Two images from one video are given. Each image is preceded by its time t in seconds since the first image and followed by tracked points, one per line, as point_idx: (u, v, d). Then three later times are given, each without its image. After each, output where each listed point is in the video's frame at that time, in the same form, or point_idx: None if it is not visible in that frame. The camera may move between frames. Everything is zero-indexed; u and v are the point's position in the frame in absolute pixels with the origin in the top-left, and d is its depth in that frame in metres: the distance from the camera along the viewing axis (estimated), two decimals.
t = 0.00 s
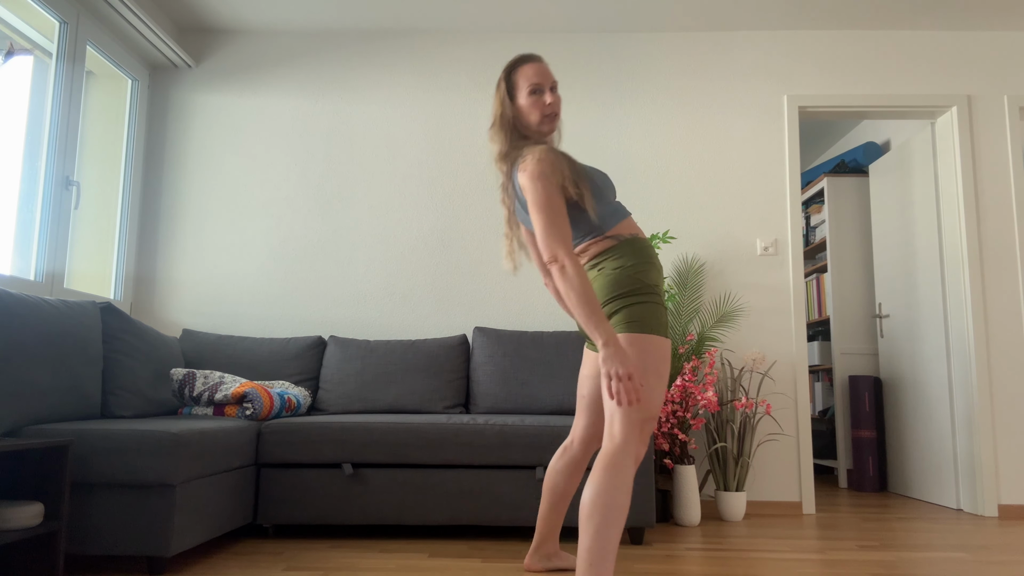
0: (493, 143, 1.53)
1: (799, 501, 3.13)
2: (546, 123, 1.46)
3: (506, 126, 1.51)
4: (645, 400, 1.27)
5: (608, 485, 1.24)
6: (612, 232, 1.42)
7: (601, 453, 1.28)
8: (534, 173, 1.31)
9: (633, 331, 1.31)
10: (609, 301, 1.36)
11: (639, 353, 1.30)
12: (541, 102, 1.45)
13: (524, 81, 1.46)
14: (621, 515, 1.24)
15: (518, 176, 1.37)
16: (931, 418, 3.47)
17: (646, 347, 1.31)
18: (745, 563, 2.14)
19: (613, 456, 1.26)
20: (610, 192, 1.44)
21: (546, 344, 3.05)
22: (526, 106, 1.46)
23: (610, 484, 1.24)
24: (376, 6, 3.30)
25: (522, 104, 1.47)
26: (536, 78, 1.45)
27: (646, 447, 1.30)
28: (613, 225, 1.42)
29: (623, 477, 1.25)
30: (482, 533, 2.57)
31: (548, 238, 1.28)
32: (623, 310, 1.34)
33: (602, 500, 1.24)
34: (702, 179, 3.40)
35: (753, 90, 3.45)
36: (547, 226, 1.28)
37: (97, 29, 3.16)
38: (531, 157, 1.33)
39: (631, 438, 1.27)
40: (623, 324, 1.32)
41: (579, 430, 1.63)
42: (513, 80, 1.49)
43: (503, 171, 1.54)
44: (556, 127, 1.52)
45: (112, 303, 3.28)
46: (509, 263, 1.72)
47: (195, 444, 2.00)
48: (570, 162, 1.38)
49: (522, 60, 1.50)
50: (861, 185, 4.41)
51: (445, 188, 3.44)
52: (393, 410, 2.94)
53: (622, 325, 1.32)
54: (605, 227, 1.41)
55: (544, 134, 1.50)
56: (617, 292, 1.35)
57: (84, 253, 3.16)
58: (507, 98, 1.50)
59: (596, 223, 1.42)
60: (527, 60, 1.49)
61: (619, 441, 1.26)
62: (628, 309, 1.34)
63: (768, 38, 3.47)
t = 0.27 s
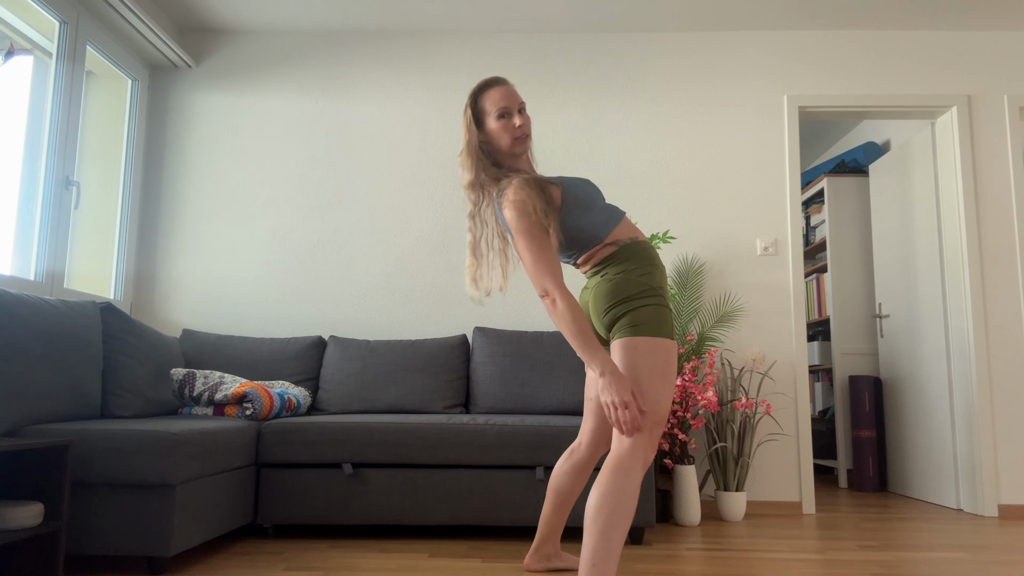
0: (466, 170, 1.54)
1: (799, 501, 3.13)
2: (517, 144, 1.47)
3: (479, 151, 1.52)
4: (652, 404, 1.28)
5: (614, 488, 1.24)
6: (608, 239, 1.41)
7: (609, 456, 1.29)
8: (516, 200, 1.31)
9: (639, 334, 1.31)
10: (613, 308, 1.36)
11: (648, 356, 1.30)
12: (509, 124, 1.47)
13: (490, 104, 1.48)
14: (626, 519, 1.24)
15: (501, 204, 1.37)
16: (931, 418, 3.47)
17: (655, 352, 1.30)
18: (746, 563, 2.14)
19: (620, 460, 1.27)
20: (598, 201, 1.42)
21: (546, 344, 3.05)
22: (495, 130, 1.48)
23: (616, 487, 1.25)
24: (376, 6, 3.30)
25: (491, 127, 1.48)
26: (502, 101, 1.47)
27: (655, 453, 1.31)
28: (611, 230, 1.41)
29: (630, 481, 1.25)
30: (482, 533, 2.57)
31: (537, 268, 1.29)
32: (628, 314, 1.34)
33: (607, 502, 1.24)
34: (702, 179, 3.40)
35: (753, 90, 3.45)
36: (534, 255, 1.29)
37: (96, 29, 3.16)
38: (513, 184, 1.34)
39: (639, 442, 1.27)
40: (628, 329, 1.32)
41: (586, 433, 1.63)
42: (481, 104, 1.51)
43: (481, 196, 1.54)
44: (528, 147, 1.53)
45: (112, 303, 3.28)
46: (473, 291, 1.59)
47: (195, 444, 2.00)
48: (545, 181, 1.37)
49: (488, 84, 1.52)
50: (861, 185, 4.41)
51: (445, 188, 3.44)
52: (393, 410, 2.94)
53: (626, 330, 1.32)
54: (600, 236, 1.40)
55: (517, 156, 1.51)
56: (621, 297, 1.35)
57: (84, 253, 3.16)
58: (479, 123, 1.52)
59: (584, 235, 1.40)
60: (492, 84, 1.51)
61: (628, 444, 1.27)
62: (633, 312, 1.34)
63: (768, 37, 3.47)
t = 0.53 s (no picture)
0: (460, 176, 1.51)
1: (799, 501, 3.13)
2: (512, 146, 1.46)
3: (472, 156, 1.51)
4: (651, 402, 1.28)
5: (613, 488, 1.24)
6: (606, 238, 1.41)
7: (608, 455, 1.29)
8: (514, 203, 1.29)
9: (638, 333, 1.32)
10: (613, 306, 1.36)
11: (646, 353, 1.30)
12: (504, 127, 1.45)
13: (483, 108, 1.46)
14: (625, 518, 1.24)
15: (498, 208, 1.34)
16: (931, 418, 3.47)
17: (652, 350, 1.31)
18: (746, 563, 2.14)
19: (619, 459, 1.27)
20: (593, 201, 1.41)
21: (546, 344, 3.05)
22: (490, 133, 1.46)
23: (615, 486, 1.24)
24: (377, 6, 3.30)
25: (485, 131, 1.47)
26: (495, 103, 1.45)
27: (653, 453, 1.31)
28: (608, 230, 1.41)
29: (629, 480, 1.25)
30: (482, 533, 2.57)
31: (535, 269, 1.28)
32: (627, 312, 1.34)
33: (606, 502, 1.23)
34: (702, 179, 3.40)
35: (753, 90, 3.45)
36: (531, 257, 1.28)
37: (96, 29, 3.16)
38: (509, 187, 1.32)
39: (637, 441, 1.28)
40: (628, 327, 1.33)
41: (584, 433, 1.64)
42: (473, 109, 1.49)
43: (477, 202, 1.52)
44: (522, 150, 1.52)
45: (112, 303, 3.28)
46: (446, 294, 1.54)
47: (195, 444, 2.00)
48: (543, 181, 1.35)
49: (479, 87, 1.50)
50: (861, 185, 4.41)
51: (445, 187, 3.44)
52: (393, 410, 2.94)
53: (625, 328, 1.33)
54: (599, 235, 1.40)
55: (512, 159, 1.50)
56: (619, 294, 1.36)
57: (84, 253, 3.16)
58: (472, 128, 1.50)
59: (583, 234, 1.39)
60: (484, 88, 1.49)
61: (626, 444, 1.28)
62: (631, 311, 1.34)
63: (768, 37, 3.47)
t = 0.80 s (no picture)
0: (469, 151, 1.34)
1: (799, 501, 3.13)
2: (524, 124, 1.25)
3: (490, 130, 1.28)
4: (638, 398, 1.26)
5: (605, 488, 1.24)
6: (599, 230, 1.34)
7: (598, 453, 1.28)
8: (515, 184, 1.21)
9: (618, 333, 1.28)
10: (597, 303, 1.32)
11: (631, 351, 1.26)
12: (518, 102, 1.25)
13: (500, 80, 1.27)
14: (619, 515, 1.24)
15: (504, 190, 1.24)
16: (931, 418, 3.47)
17: (637, 347, 1.27)
18: (746, 563, 2.14)
19: (609, 459, 1.26)
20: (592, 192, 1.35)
21: (546, 344, 3.05)
22: (506, 107, 1.26)
23: (607, 486, 1.24)
24: (377, 6, 3.30)
25: (499, 104, 1.27)
26: (513, 74, 1.26)
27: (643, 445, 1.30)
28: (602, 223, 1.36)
29: (620, 477, 1.25)
30: (482, 533, 2.57)
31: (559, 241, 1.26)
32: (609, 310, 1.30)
33: (599, 501, 1.23)
34: (702, 179, 3.40)
35: (753, 90, 3.45)
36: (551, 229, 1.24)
37: (96, 29, 3.16)
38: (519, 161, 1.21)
39: (627, 438, 1.26)
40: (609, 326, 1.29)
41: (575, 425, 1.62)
42: (494, 77, 1.29)
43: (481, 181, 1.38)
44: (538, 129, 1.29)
45: (112, 303, 3.28)
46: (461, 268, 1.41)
47: (194, 444, 2.00)
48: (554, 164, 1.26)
49: (503, 54, 1.29)
50: (861, 185, 4.41)
51: (445, 187, 3.44)
52: (393, 410, 2.94)
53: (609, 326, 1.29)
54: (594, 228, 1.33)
55: (523, 137, 1.26)
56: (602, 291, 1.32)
57: (84, 253, 3.15)
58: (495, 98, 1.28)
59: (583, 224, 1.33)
60: (507, 56, 1.29)
61: (615, 442, 1.26)
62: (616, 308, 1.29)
63: (769, 37, 3.47)
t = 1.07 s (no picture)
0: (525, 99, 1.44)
1: (799, 501, 3.13)
2: (584, 79, 1.33)
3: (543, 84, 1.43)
4: (581, 390, 1.22)
5: (569, 488, 1.20)
6: (580, 219, 1.33)
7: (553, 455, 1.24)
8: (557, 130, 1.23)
9: (551, 327, 1.27)
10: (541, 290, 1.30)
11: (567, 342, 1.24)
12: (581, 58, 1.33)
13: (567, 37, 1.34)
14: (589, 511, 1.20)
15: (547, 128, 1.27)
16: (931, 418, 3.47)
17: (573, 337, 1.25)
18: (746, 563, 2.14)
19: (564, 458, 1.22)
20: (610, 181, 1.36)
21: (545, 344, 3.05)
22: (568, 61, 1.34)
23: (573, 487, 1.20)
24: (376, 6, 3.30)
25: (563, 58, 1.35)
26: (580, 33, 1.33)
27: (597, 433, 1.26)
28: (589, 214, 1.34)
29: (581, 473, 1.21)
30: (482, 533, 2.57)
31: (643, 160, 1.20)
32: (549, 301, 1.29)
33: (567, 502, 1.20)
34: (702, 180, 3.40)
35: (753, 90, 3.45)
36: (628, 144, 1.18)
37: (96, 29, 3.16)
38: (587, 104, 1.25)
39: (579, 432, 1.22)
40: (543, 316, 1.28)
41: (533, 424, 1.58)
42: (558, 37, 1.38)
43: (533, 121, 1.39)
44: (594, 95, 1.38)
45: (112, 303, 3.28)
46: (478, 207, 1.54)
47: (194, 444, 2.00)
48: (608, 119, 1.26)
49: (569, 16, 1.37)
50: (861, 185, 4.41)
51: (445, 187, 3.44)
52: (393, 410, 2.94)
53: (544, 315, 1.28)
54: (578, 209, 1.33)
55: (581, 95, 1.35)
56: (549, 279, 1.30)
57: (84, 253, 3.16)
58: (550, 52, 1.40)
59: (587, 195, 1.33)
60: (572, 15, 1.37)
61: (566, 439, 1.22)
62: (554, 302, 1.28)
63: (768, 37, 3.47)
